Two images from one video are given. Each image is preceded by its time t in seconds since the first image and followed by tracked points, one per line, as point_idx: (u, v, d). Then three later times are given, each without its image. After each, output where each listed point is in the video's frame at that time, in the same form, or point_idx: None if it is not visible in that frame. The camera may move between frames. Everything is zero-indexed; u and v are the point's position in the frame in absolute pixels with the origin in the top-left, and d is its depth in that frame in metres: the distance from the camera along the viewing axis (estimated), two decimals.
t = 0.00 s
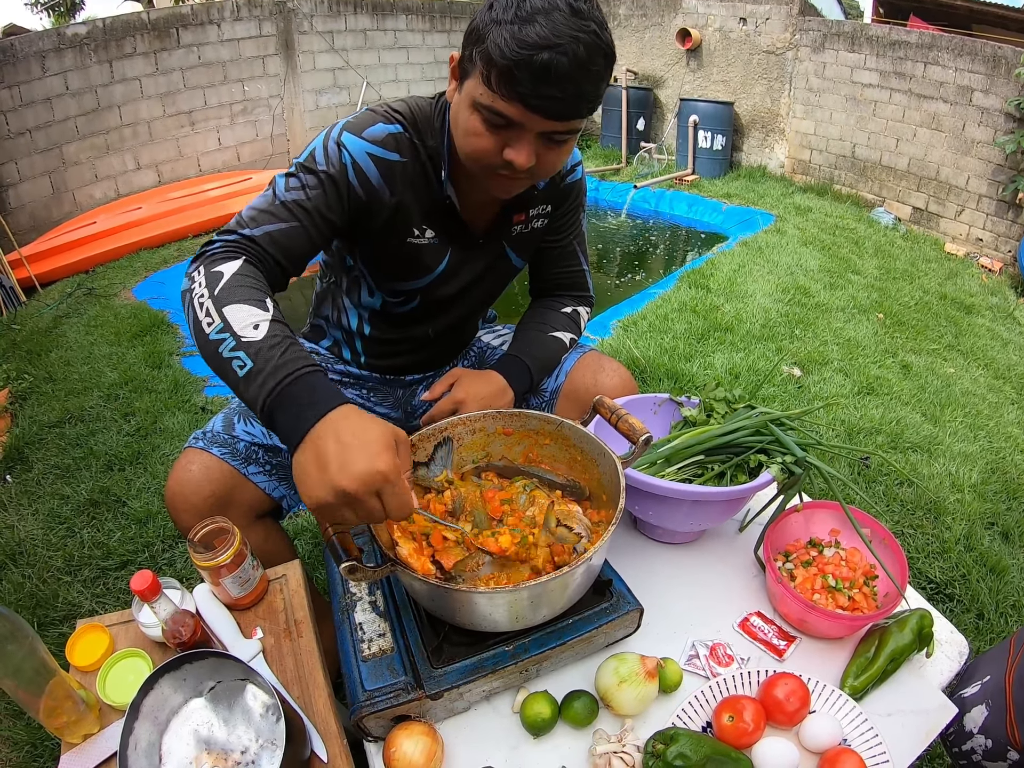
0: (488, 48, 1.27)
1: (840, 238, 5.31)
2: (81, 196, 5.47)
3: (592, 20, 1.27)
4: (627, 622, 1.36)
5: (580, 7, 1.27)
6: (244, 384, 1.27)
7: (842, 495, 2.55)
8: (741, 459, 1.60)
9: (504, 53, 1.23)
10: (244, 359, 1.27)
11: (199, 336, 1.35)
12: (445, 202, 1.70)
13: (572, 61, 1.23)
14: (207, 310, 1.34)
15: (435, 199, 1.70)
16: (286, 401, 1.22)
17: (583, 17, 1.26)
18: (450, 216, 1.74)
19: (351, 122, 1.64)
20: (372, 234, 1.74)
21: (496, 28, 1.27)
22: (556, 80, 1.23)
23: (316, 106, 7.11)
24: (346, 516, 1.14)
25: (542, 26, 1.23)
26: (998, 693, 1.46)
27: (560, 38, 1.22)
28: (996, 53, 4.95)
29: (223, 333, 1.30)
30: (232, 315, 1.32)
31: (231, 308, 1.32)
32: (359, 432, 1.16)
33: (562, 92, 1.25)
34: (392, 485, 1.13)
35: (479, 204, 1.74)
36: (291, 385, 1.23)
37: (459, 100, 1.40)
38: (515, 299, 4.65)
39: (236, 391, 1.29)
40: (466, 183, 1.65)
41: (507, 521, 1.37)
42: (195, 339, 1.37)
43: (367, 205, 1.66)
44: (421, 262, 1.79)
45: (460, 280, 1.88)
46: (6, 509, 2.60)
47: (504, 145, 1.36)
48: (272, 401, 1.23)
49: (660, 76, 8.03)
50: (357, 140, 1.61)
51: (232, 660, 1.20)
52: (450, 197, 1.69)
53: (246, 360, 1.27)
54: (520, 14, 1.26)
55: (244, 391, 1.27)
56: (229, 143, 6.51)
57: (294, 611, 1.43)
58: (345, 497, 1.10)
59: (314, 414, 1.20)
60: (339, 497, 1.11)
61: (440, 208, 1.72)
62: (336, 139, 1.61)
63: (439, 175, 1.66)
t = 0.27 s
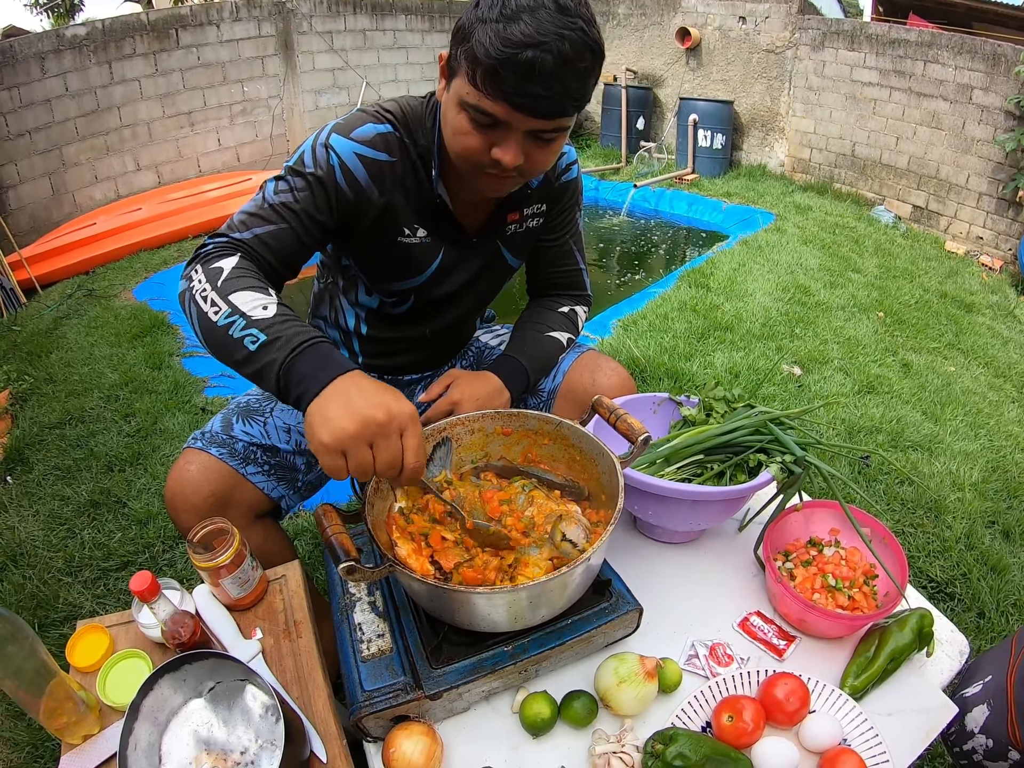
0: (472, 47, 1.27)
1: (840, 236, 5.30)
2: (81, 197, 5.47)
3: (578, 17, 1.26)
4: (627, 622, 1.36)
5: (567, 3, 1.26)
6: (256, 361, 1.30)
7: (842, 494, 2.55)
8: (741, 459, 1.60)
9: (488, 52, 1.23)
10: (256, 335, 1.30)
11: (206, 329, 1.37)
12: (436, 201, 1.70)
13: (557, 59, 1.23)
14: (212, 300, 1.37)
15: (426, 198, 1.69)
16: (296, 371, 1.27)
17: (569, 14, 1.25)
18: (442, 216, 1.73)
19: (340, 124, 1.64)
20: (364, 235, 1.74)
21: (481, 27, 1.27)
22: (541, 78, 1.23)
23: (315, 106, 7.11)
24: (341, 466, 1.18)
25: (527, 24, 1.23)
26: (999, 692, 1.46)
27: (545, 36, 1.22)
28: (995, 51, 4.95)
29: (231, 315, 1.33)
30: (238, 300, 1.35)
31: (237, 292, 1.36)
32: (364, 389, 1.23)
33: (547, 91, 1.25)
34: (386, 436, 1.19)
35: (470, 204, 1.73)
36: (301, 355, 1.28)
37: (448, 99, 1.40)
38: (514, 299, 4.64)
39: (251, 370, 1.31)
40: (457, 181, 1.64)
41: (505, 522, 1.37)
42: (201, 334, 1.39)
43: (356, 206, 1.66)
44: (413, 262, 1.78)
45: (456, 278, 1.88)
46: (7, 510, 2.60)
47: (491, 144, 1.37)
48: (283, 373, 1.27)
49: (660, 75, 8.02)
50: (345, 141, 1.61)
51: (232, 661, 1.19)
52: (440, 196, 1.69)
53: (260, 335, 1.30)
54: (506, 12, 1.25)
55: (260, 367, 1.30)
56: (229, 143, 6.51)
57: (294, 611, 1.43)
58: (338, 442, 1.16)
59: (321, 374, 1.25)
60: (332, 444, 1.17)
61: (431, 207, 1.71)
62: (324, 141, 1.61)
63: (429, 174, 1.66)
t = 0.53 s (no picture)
0: (476, 45, 1.26)
1: (840, 235, 5.30)
2: (81, 198, 5.47)
3: (581, 16, 1.26)
4: (629, 621, 1.36)
5: (570, 3, 1.26)
6: (269, 376, 1.30)
7: (843, 494, 2.54)
8: (743, 458, 1.60)
9: (492, 51, 1.23)
10: (269, 351, 1.30)
11: (218, 343, 1.36)
12: (439, 201, 1.70)
13: (561, 58, 1.23)
14: (223, 313, 1.36)
15: (430, 198, 1.69)
16: (312, 384, 1.26)
17: (573, 13, 1.26)
18: (445, 216, 1.73)
19: (342, 126, 1.63)
20: (368, 237, 1.74)
21: (484, 26, 1.26)
22: (545, 77, 1.23)
23: (315, 106, 7.11)
24: (343, 483, 1.18)
25: (530, 23, 1.22)
26: (1001, 691, 1.46)
27: (549, 35, 1.22)
28: (996, 50, 4.94)
29: (243, 331, 1.33)
30: (250, 315, 1.34)
31: (249, 307, 1.35)
32: (376, 412, 1.21)
33: (551, 90, 1.25)
34: (393, 460, 1.18)
35: (473, 204, 1.73)
36: (313, 372, 1.27)
37: (450, 98, 1.40)
38: (515, 299, 4.64)
39: (262, 385, 1.31)
40: (459, 181, 1.64)
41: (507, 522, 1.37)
42: (211, 346, 1.38)
43: (362, 208, 1.65)
44: (415, 262, 1.78)
45: (459, 277, 1.88)
46: (8, 511, 2.60)
47: (495, 144, 1.37)
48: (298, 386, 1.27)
49: (660, 74, 8.02)
50: (349, 143, 1.60)
51: (233, 662, 1.19)
52: (444, 195, 1.69)
53: (272, 351, 1.30)
54: (509, 11, 1.25)
55: (272, 382, 1.29)
56: (229, 143, 6.51)
57: (295, 612, 1.43)
58: (343, 460, 1.15)
59: (340, 391, 1.24)
60: (337, 461, 1.16)
61: (433, 207, 1.71)
62: (328, 144, 1.60)
63: (432, 174, 1.66)
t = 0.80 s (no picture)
0: (482, 48, 1.25)
1: (841, 235, 5.29)
2: (81, 198, 5.47)
3: (587, 19, 1.25)
4: (630, 622, 1.36)
5: (576, 5, 1.26)
6: (282, 380, 1.29)
7: (844, 494, 2.54)
8: (745, 458, 1.60)
9: (498, 54, 1.22)
10: (282, 355, 1.29)
11: (227, 348, 1.35)
12: (441, 201, 1.70)
13: (567, 62, 1.22)
14: (233, 318, 1.35)
15: (432, 197, 1.69)
16: (328, 389, 1.26)
17: (578, 16, 1.25)
18: (447, 216, 1.73)
19: (344, 126, 1.62)
20: (370, 236, 1.74)
21: (490, 28, 1.26)
22: (551, 81, 1.23)
23: (316, 106, 7.10)
24: (359, 489, 1.18)
25: (536, 26, 1.22)
26: (1004, 692, 1.45)
27: (555, 38, 1.21)
28: (997, 49, 4.93)
29: (254, 335, 1.32)
30: (261, 319, 1.33)
31: (259, 312, 1.34)
32: (390, 419, 1.23)
33: (557, 94, 1.25)
34: (409, 468, 1.19)
35: (475, 204, 1.73)
36: (328, 375, 1.27)
37: (455, 99, 1.39)
38: (515, 299, 4.64)
39: (274, 391, 1.30)
40: (462, 181, 1.64)
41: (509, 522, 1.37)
42: (219, 350, 1.37)
43: (365, 209, 1.65)
44: (416, 262, 1.78)
45: (462, 277, 1.88)
46: (9, 511, 2.60)
47: (500, 146, 1.36)
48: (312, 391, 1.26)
49: (661, 74, 8.01)
50: (351, 144, 1.59)
51: (234, 662, 1.19)
52: (446, 196, 1.69)
53: (284, 356, 1.29)
54: (515, 13, 1.24)
55: (285, 387, 1.29)
56: (230, 143, 6.51)
57: (296, 612, 1.43)
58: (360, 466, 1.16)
59: (357, 397, 1.25)
60: (354, 467, 1.17)
61: (435, 207, 1.71)
62: (330, 144, 1.59)
63: (435, 174, 1.66)
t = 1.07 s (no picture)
0: (483, 46, 1.26)
1: (842, 236, 5.29)
2: (82, 197, 5.47)
3: (586, 17, 1.26)
4: (630, 622, 1.36)
5: (575, 3, 1.26)
6: (302, 373, 1.30)
7: (844, 495, 2.54)
8: (745, 458, 1.60)
9: (500, 52, 1.22)
10: (304, 348, 1.30)
11: (243, 340, 1.35)
12: (440, 197, 1.70)
13: (568, 59, 1.23)
14: (250, 310, 1.35)
15: (432, 192, 1.69)
16: (352, 381, 1.26)
17: (577, 14, 1.25)
18: (446, 211, 1.73)
19: (348, 119, 1.63)
20: (371, 229, 1.74)
21: (491, 27, 1.26)
22: (552, 78, 1.23)
23: (317, 106, 7.10)
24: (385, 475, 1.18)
25: (537, 24, 1.22)
26: (1004, 693, 1.45)
27: (556, 36, 1.22)
28: (997, 50, 4.93)
29: (274, 328, 1.32)
30: (280, 313, 1.34)
31: (279, 305, 1.35)
32: (416, 411, 1.24)
33: (558, 91, 1.25)
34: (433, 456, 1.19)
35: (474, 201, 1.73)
36: (353, 367, 1.29)
37: (456, 97, 1.39)
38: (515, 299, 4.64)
39: (295, 383, 1.31)
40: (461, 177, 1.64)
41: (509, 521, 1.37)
42: (232, 340, 1.38)
43: (368, 202, 1.66)
44: (416, 257, 1.79)
45: (460, 273, 1.87)
46: (9, 511, 2.60)
47: (501, 143, 1.36)
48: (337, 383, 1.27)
49: (662, 74, 8.01)
50: (356, 137, 1.60)
51: (234, 661, 1.19)
52: (445, 192, 1.69)
53: (306, 349, 1.30)
54: (516, 11, 1.24)
55: (307, 379, 1.29)
56: (231, 143, 6.51)
57: (296, 611, 1.43)
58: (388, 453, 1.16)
59: (383, 389, 1.26)
60: (383, 453, 1.17)
61: (434, 203, 1.71)
62: (335, 137, 1.60)
63: (433, 168, 1.66)
